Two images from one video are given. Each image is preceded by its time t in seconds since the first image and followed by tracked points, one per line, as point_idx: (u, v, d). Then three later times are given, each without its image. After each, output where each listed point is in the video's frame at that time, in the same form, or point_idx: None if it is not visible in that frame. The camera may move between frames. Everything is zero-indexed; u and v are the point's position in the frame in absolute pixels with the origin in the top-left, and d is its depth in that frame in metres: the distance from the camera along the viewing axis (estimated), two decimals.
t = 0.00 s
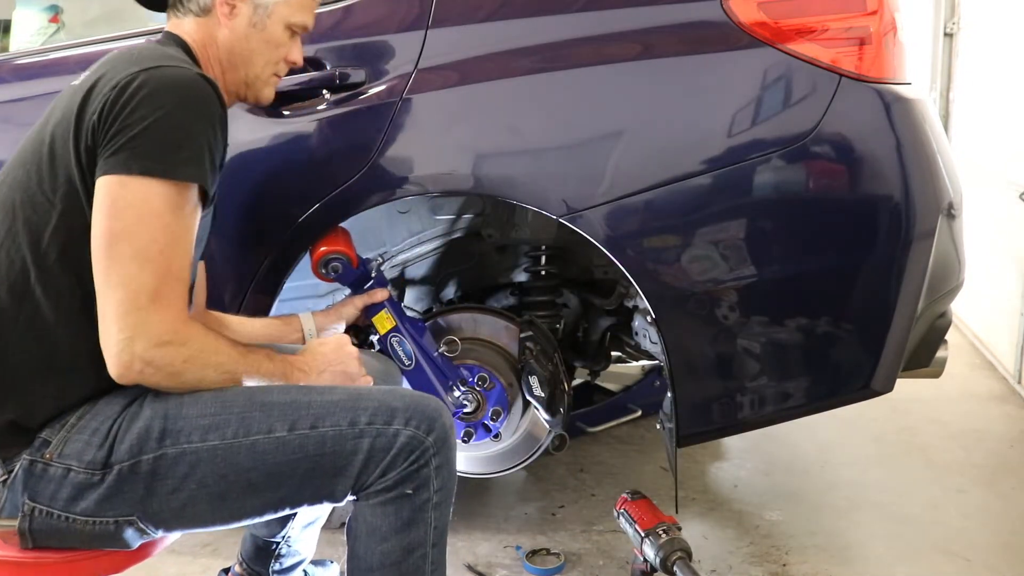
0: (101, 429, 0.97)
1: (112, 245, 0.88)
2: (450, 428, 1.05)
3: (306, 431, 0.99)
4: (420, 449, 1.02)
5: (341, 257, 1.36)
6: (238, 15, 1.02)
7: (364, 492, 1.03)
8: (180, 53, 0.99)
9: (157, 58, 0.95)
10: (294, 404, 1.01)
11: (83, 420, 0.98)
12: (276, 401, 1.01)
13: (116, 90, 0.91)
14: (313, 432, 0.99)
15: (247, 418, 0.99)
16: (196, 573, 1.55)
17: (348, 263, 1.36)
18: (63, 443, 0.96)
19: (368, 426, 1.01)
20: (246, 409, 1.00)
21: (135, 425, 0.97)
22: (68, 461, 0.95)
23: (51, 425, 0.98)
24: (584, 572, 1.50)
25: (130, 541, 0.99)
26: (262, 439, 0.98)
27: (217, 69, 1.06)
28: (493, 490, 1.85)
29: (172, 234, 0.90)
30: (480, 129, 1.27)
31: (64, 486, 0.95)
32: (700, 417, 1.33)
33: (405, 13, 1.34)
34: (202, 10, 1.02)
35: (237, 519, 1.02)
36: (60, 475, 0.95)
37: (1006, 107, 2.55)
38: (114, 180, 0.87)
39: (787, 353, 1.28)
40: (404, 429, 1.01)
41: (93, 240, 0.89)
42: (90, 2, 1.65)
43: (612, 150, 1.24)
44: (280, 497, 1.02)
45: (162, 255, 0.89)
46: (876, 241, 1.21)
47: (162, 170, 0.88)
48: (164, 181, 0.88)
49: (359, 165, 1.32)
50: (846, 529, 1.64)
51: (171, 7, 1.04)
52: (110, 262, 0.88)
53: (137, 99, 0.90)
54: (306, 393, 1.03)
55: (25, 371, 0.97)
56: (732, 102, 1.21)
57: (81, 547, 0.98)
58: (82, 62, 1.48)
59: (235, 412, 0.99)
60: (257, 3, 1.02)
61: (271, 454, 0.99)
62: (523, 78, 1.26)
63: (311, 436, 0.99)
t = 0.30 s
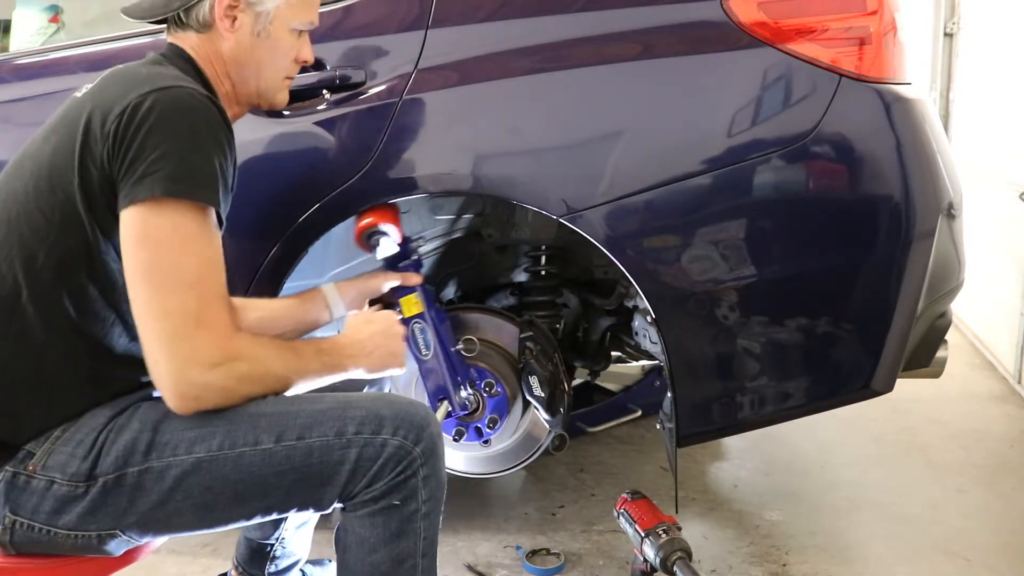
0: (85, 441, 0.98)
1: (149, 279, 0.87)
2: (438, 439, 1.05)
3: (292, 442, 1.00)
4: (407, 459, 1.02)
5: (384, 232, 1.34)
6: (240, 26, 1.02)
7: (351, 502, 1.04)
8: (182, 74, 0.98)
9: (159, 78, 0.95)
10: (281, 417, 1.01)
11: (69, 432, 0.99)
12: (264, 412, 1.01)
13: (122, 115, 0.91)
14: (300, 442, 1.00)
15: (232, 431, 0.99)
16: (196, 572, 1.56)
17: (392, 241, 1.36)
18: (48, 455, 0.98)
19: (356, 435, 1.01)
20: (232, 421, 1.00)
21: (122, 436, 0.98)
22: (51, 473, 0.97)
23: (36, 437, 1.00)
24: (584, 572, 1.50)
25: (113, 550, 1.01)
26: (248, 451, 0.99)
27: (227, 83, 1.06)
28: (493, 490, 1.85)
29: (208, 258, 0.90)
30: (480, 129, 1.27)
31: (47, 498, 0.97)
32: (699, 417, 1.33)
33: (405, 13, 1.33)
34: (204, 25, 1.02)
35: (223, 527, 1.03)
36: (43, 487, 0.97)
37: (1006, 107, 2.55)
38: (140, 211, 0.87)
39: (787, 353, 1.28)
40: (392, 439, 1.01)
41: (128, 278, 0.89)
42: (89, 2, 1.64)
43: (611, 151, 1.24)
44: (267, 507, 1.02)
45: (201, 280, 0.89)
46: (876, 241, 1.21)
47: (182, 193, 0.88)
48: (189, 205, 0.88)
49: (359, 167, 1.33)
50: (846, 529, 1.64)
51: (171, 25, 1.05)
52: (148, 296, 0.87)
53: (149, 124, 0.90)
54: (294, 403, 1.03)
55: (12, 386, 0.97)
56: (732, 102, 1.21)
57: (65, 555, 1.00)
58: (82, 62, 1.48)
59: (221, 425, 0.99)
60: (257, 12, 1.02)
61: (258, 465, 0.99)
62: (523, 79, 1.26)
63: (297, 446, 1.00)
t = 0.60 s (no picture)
0: (69, 448, 0.98)
1: (178, 303, 0.89)
2: (426, 444, 1.06)
3: (280, 447, 1.00)
4: (396, 465, 1.03)
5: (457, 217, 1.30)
6: (238, 29, 1.01)
7: (340, 508, 1.05)
8: (156, 81, 0.97)
9: (133, 89, 0.93)
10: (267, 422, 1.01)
11: (51, 439, 0.99)
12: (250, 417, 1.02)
13: (99, 134, 0.91)
14: (288, 447, 1.00)
15: (220, 435, 1.00)
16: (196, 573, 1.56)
17: (456, 226, 1.32)
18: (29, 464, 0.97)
19: (344, 440, 1.01)
20: (220, 426, 1.01)
21: (106, 442, 0.98)
22: (35, 481, 0.97)
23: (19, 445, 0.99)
24: (584, 572, 1.51)
25: (100, 557, 1.02)
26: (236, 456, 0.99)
27: (216, 82, 1.06)
28: (494, 490, 1.85)
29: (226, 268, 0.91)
30: (480, 129, 1.27)
31: (32, 506, 0.97)
32: (699, 417, 1.33)
33: (406, 13, 1.33)
34: (198, 26, 1.01)
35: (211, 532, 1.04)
36: (26, 495, 0.97)
37: (1006, 107, 2.55)
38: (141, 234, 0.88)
39: (787, 353, 1.28)
40: (381, 444, 1.02)
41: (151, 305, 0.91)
42: (89, 2, 1.64)
43: (611, 151, 1.24)
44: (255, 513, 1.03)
45: (225, 291, 0.91)
46: (876, 240, 1.21)
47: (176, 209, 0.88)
48: (184, 224, 0.88)
49: (357, 167, 1.33)
50: (846, 529, 1.64)
51: (164, 20, 1.04)
52: (180, 320, 0.90)
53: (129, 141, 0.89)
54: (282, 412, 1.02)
55: None
56: (731, 103, 1.21)
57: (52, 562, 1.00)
58: (82, 62, 1.48)
59: (209, 429, 1.00)
60: (255, 15, 1.01)
61: (246, 471, 1.00)
62: (523, 79, 1.26)
63: (285, 451, 1.00)
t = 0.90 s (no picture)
0: (65, 451, 0.98)
1: (179, 306, 0.90)
2: (425, 445, 1.06)
3: (280, 446, 1.00)
4: (395, 466, 1.03)
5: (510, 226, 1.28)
6: (235, 31, 1.01)
7: (339, 509, 1.05)
8: (141, 83, 0.97)
9: (115, 93, 0.93)
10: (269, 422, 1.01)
11: (46, 443, 0.99)
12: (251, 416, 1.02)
13: (84, 144, 0.91)
14: (288, 446, 1.00)
15: (221, 434, 1.00)
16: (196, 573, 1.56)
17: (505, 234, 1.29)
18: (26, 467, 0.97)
19: (344, 439, 1.01)
20: (221, 425, 1.01)
21: (105, 444, 0.99)
22: (31, 485, 0.97)
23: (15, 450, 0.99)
24: (584, 572, 1.51)
25: (97, 560, 1.01)
26: (236, 455, 0.99)
27: (208, 82, 1.06)
28: (494, 490, 1.85)
29: (224, 269, 0.92)
30: (480, 130, 1.27)
31: (29, 510, 0.97)
32: (700, 417, 1.33)
33: (405, 13, 1.33)
34: (192, 27, 1.01)
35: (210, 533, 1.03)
36: (23, 499, 0.97)
37: (1006, 107, 2.55)
38: (133, 243, 0.88)
39: (787, 353, 1.28)
40: (381, 443, 1.02)
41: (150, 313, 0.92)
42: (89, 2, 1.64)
43: (611, 151, 1.24)
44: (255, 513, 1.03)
45: (226, 295, 0.92)
46: (876, 241, 1.21)
47: (167, 217, 0.88)
48: (174, 228, 0.89)
49: (356, 168, 1.33)
50: (846, 529, 1.64)
51: (158, 20, 1.04)
52: (182, 326, 0.91)
53: (114, 150, 0.89)
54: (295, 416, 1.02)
55: None
56: (731, 103, 1.21)
57: (47, 567, 1.00)
58: (82, 62, 1.48)
59: (210, 429, 1.01)
60: (253, 18, 1.01)
61: (246, 470, 1.00)
62: (524, 79, 1.26)
63: (285, 451, 1.00)
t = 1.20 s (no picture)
0: (63, 449, 0.98)
1: (183, 307, 0.91)
2: (424, 440, 1.06)
3: (282, 439, 1.00)
4: (394, 459, 1.03)
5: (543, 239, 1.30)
6: (236, 30, 1.01)
7: (339, 503, 1.05)
8: (142, 83, 0.97)
9: (116, 94, 0.93)
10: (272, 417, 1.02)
11: (44, 441, 0.99)
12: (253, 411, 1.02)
13: (85, 145, 0.91)
14: (291, 439, 1.00)
15: (224, 428, 1.00)
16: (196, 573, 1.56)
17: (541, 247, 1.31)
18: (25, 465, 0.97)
19: (346, 433, 1.01)
20: (224, 420, 1.01)
21: (105, 440, 0.98)
22: (30, 484, 0.96)
23: (14, 448, 0.99)
24: (584, 572, 1.51)
25: (98, 559, 1.02)
26: (239, 448, 1.00)
27: (207, 82, 1.06)
28: (494, 490, 1.85)
29: (227, 269, 0.92)
30: (480, 130, 1.27)
31: (28, 509, 0.97)
32: (699, 417, 1.33)
33: (405, 13, 1.33)
34: (192, 28, 1.01)
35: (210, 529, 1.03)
36: (22, 497, 0.96)
37: (1006, 107, 2.55)
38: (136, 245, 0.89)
39: (787, 353, 1.28)
40: (382, 437, 1.02)
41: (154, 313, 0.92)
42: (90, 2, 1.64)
43: (612, 151, 1.24)
44: (256, 507, 1.03)
45: (228, 295, 0.92)
46: (876, 241, 1.21)
47: (168, 219, 0.88)
48: (178, 230, 0.89)
49: (357, 168, 1.33)
50: (846, 529, 1.64)
51: (155, 22, 1.03)
52: (186, 326, 0.91)
53: (115, 152, 0.89)
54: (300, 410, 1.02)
55: None
56: (731, 103, 1.21)
57: (46, 568, 1.00)
58: (82, 62, 1.48)
59: (213, 423, 1.01)
60: (254, 16, 1.01)
61: (248, 462, 1.00)
62: (524, 79, 1.26)
63: (288, 443, 1.00)
